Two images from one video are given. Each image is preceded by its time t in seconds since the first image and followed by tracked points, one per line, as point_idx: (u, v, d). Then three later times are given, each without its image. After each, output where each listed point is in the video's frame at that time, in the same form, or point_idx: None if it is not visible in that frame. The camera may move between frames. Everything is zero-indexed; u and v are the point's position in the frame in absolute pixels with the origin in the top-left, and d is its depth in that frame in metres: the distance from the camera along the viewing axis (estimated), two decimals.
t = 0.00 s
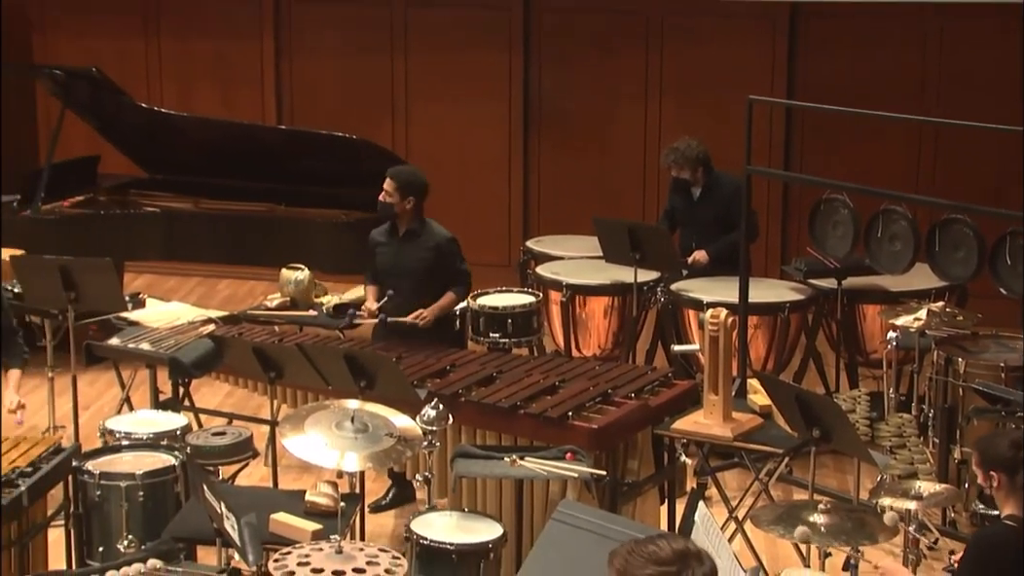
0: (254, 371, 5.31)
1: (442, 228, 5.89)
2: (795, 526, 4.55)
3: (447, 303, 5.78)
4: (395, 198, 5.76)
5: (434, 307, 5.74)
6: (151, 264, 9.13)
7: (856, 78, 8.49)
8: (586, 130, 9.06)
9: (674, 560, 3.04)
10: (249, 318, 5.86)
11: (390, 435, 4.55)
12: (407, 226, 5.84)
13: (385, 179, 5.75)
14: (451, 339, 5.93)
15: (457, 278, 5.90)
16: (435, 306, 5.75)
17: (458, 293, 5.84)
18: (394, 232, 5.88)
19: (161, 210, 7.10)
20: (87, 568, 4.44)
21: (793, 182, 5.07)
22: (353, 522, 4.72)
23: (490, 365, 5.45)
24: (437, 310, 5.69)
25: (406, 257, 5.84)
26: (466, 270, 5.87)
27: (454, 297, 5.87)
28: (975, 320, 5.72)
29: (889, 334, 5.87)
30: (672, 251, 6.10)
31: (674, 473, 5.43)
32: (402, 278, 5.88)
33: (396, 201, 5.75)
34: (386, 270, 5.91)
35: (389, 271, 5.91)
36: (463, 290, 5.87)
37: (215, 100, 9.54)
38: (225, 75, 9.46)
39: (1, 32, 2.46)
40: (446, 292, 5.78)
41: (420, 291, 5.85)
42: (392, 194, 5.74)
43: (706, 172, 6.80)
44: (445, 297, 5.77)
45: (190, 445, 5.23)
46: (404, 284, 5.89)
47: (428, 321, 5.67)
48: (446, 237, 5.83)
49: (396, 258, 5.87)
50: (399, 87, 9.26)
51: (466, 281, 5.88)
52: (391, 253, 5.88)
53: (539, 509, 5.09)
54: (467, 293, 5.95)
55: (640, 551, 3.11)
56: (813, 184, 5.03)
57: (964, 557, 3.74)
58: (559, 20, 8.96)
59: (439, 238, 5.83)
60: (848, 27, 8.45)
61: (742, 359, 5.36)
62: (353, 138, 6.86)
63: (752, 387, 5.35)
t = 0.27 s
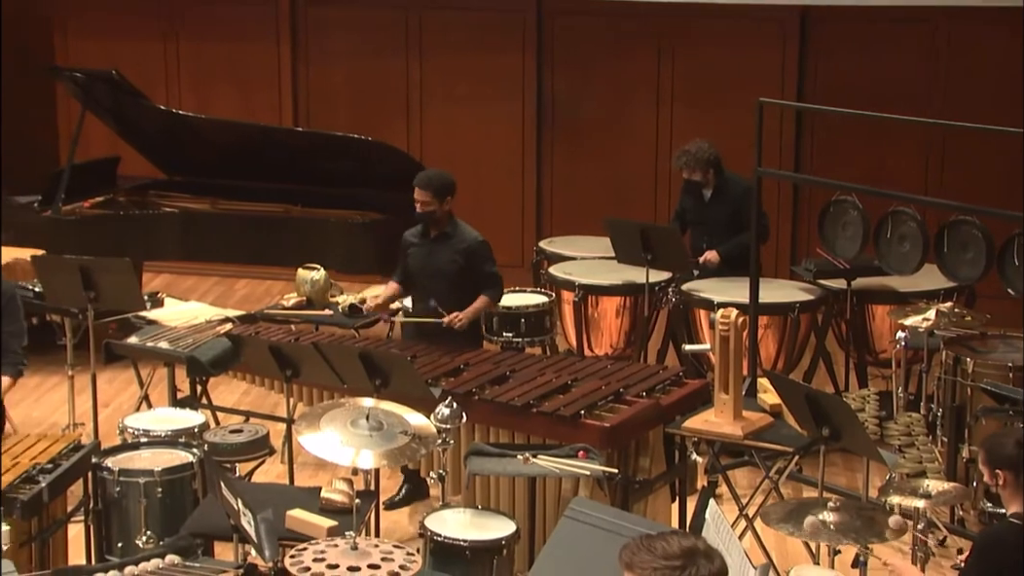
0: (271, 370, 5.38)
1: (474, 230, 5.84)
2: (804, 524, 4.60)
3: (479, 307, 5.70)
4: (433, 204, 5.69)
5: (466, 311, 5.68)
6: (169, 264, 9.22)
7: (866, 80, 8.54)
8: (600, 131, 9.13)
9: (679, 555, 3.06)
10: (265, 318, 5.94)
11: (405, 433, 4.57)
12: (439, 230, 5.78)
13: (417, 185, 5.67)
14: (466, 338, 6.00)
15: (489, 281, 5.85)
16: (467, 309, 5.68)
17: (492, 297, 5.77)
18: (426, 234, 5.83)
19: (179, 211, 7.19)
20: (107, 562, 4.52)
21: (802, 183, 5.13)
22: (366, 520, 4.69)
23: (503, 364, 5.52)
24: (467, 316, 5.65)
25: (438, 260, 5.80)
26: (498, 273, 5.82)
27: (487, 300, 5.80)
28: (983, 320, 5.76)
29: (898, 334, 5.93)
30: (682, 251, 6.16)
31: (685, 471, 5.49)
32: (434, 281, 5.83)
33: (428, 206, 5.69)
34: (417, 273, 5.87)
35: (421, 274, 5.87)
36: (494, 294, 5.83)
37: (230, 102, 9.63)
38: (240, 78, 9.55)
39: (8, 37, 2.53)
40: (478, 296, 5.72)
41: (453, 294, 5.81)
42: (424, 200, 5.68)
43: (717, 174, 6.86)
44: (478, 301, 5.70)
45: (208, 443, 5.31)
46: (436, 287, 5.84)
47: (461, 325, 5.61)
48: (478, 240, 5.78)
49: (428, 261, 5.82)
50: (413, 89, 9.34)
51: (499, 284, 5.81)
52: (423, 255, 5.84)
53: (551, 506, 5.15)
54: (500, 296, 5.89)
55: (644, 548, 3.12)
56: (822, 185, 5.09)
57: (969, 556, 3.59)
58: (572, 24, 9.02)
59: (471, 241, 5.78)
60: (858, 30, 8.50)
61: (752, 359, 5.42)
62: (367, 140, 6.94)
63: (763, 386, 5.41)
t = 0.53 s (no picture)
0: (287, 368, 5.45)
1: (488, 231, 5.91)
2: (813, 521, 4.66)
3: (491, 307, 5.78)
4: (448, 207, 5.77)
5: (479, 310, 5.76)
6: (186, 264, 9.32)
7: (877, 83, 8.59)
8: (612, 132, 9.19)
9: (689, 552, 3.11)
10: (282, 317, 6.02)
11: (419, 430, 4.62)
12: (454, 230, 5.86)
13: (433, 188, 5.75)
14: (479, 337, 6.08)
15: (501, 282, 5.93)
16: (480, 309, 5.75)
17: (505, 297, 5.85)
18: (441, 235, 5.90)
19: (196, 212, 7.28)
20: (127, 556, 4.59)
21: (812, 184, 5.18)
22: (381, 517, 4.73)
23: (517, 363, 5.59)
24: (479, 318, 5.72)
25: (452, 260, 5.88)
26: (512, 274, 5.89)
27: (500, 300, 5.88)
28: (991, 320, 5.81)
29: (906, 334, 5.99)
30: (694, 252, 6.22)
31: (696, 469, 5.56)
32: (448, 281, 5.91)
33: (444, 208, 5.77)
34: (431, 272, 5.95)
35: (435, 273, 5.94)
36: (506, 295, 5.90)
37: (246, 104, 9.71)
38: (255, 80, 9.63)
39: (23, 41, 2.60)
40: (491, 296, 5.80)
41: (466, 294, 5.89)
42: (440, 203, 5.75)
43: (728, 176, 6.92)
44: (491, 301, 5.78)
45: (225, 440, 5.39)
46: (450, 286, 5.91)
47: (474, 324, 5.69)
48: (493, 241, 5.85)
49: (443, 261, 5.90)
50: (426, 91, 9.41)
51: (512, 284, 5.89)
52: (438, 255, 5.91)
53: (563, 503, 5.22)
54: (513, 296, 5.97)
55: (655, 545, 3.17)
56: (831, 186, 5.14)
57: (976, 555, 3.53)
58: (584, 26, 9.08)
59: (485, 242, 5.85)
60: (868, 33, 8.55)
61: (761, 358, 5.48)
62: (382, 141, 7.01)
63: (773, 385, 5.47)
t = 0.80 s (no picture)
0: (303, 366, 5.52)
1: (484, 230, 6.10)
2: (822, 519, 4.72)
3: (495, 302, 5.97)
4: (444, 209, 5.92)
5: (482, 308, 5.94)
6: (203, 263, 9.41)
7: (887, 84, 8.65)
8: (624, 134, 9.25)
9: (695, 550, 3.13)
10: (298, 316, 6.10)
11: (433, 428, 4.69)
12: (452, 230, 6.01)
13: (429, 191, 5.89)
14: (490, 335, 6.16)
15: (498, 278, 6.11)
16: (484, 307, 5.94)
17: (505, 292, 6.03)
18: (438, 235, 6.04)
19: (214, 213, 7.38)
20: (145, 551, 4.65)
21: (820, 186, 5.24)
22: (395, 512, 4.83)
23: (529, 362, 5.66)
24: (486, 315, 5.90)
25: (451, 259, 6.02)
26: (511, 270, 6.09)
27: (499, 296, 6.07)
28: (998, 321, 5.86)
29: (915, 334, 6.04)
30: (705, 253, 6.28)
31: (705, 467, 5.63)
32: (446, 279, 6.04)
33: (443, 210, 5.92)
34: (428, 272, 6.07)
35: (431, 273, 6.07)
36: (504, 291, 6.10)
37: (261, 105, 9.81)
38: (271, 81, 9.73)
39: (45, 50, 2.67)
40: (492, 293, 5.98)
41: (466, 291, 6.04)
42: (438, 206, 5.90)
43: (739, 178, 6.99)
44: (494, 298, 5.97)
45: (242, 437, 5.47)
46: (447, 285, 6.05)
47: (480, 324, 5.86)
48: (492, 239, 6.04)
49: (440, 260, 6.04)
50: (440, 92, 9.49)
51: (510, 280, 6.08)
52: (435, 255, 6.04)
53: (575, 500, 5.29)
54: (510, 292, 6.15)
55: (662, 543, 3.18)
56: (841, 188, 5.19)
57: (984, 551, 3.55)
58: (596, 28, 9.14)
59: (483, 240, 6.03)
60: (879, 35, 8.60)
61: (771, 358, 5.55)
62: (396, 143, 7.09)
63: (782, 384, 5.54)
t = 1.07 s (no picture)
0: (318, 365, 5.59)
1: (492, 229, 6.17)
2: (830, 517, 4.77)
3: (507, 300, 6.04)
4: (454, 212, 6.00)
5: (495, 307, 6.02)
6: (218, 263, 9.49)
7: (897, 86, 8.69)
8: (635, 135, 9.31)
9: (698, 548, 3.08)
10: (312, 316, 6.17)
11: (446, 427, 4.75)
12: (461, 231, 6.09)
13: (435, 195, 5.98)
14: (502, 335, 6.23)
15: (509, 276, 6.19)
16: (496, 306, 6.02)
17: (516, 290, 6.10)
18: (447, 237, 6.12)
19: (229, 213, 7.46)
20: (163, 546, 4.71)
21: (829, 188, 5.29)
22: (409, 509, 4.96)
23: (540, 361, 5.73)
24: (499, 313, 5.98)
25: (461, 260, 6.10)
26: (521, 267, 6.16)
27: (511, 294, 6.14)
28: (1006, 321, 5.89)
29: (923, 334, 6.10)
30: (716, 253, 6.34)
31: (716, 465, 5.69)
32: (457, 281, 6.12)
33: (450, 212, 6.00)
34: (439, 274, 6.15)
35: (442, 275, 6.15)
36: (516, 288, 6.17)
37: (275, 106, 9.89)
38: (285, 83, 9.81)
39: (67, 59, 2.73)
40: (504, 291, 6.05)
41: (477, 291, 6.12)
42: (446, 208, 5.98)
43: (750, 180, 7.05)
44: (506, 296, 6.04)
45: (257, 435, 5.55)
46: (459, 286, 6.13)
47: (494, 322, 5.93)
48: (499, 238, 6.10)
49: (450, 262, 6.12)
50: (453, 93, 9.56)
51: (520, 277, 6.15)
52: (445, 257, 6.12)
53: (586, 498, 5.36)
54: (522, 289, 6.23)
55: (665, 542, 3.14)
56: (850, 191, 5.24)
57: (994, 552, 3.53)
58: (608, 31, 9.20)
59: (491, 239, 6.11)
60: (889, 38, 8.65)
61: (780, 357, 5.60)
62: (409, 145, 7.16)
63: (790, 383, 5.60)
